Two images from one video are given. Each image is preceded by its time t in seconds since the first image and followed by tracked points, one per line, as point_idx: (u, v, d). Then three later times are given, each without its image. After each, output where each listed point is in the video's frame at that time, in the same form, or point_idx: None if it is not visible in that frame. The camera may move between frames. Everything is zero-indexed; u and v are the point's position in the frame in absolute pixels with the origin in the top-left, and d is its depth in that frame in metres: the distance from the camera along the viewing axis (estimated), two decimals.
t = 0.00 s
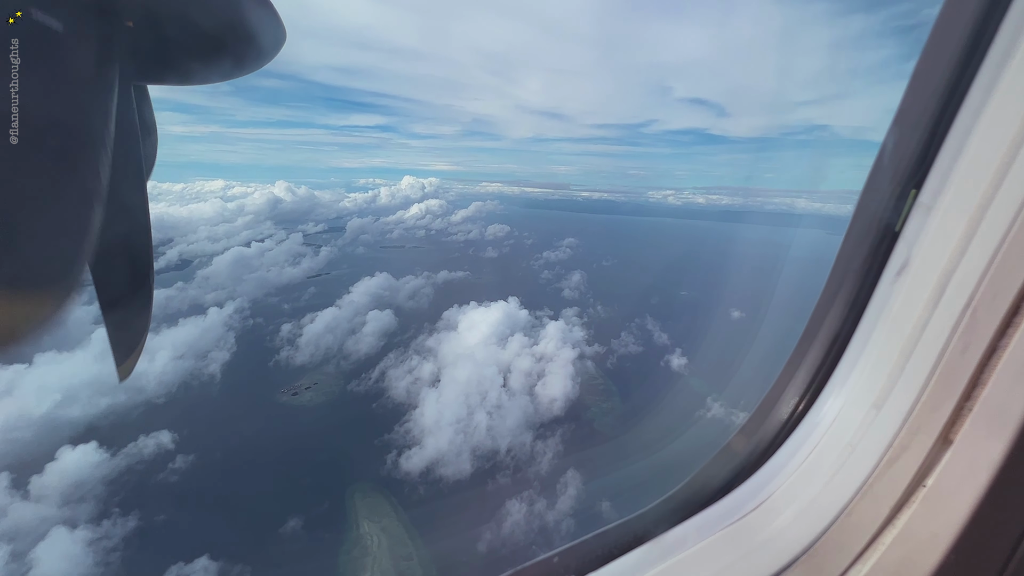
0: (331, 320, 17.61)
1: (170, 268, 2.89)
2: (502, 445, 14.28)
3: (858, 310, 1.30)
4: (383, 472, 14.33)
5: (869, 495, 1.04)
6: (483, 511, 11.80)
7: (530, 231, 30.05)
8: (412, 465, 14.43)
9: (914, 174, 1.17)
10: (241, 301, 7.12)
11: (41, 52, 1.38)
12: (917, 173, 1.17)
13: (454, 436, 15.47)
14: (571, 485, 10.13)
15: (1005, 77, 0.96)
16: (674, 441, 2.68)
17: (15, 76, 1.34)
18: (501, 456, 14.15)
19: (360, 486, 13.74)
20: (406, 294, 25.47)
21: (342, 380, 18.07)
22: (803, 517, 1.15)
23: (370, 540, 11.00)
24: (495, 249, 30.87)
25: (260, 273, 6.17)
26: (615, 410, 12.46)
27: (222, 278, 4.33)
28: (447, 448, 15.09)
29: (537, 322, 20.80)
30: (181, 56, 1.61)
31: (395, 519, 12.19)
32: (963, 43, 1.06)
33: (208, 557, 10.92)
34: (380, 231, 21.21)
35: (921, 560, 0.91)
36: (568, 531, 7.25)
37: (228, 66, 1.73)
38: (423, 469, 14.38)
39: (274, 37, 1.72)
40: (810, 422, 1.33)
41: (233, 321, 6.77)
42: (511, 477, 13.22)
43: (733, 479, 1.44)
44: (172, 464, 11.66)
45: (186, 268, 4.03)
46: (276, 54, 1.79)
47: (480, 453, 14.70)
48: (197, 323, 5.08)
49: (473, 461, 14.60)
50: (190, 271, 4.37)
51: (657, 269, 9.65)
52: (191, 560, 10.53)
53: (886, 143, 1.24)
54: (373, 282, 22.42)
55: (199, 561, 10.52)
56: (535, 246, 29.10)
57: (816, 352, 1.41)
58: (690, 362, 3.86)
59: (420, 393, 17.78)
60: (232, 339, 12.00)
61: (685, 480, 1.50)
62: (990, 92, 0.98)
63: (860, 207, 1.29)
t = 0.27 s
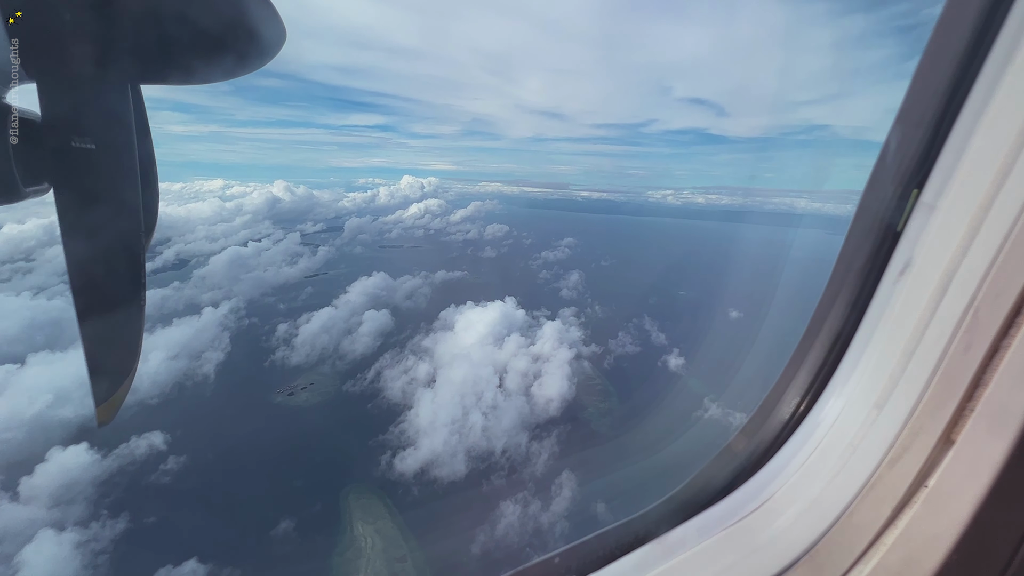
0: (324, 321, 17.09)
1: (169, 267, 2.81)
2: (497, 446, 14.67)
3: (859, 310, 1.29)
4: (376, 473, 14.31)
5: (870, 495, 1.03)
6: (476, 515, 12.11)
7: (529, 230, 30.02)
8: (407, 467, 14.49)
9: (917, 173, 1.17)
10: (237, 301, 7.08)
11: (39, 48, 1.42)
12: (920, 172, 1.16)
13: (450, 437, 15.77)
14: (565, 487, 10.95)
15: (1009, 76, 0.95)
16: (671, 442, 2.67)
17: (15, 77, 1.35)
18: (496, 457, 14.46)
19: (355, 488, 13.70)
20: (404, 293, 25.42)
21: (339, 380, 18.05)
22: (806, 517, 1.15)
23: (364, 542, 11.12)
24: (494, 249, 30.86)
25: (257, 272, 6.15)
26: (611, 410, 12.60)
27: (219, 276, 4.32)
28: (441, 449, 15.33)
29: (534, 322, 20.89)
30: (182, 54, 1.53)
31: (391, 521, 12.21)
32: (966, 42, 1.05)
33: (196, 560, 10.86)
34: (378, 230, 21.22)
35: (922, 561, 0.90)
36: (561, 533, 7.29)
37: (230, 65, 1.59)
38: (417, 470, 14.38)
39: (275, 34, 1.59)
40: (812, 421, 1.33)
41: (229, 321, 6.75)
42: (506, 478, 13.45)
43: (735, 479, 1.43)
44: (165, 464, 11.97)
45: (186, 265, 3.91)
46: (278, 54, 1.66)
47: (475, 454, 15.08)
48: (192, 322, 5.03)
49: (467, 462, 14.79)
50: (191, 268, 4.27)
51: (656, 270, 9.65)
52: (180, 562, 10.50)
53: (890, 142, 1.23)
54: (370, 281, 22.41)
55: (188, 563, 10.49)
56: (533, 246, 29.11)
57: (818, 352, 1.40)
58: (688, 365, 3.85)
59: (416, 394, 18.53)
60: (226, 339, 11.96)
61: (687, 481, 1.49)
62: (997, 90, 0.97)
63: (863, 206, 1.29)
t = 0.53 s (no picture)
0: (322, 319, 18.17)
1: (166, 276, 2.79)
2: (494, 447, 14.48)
3: (859, 311, 1.30)
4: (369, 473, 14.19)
5: (871, 496, 1.04)
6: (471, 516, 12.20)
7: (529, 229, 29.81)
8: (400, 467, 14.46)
9: (918, 175, 1.17)
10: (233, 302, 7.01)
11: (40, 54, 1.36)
12: (920, 174, 1.17)
13: (444, 438, 15.81)
14: (560, 489, 11.70)
15: (1010, 78, 0.96)
16: (668, 443, 2.66)
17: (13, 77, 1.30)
18: (492, 458, 14.42)
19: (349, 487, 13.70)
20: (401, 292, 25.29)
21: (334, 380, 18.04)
22: (808, 517, 1.15)
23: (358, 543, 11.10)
24: (492, 249, 30.86)
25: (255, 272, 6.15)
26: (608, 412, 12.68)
27: (218, 278, 4.31)
28: (436, 450, 15.24)
29: (530, 323, 21.01)
30: (182, 54, 1.52)
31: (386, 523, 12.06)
32: (968, 46, 1.05)
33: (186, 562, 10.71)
34: (376, 230, 21.18)
35: (924, 561, 0.91)
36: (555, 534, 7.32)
37: (230, 64, 1.61)
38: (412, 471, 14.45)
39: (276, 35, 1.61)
40: (812, 422, 1.33)
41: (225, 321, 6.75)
42: (501, 479, 13.77)
43: (736, 479, 1.43)
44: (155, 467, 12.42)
45: (181, 265, 3.83)
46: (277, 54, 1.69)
47: (470, 455, 15.12)
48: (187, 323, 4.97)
49: (463, 464, 14.81)
50: (184, 267, 4.16)
51: (655, 270, 9.66)
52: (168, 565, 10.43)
53: (893, 144, 1.23)
54: (367, 281, 22.38)
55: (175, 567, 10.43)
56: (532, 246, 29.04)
57: (818, 353, 1.41)
58: (687, 367, 3.85)
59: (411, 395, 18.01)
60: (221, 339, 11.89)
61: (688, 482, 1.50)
62: (999, 92, 0.97)
63: (864, 208, 1.29)
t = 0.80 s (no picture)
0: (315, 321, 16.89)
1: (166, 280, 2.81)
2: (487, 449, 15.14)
3: (860, 310, 1.31)
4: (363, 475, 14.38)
5: (871, 496, 1.05)
6: (464, 519, 12.18)
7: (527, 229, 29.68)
8: (395, 470, 14.57)
9: (917, 177, 1.19)
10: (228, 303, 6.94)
11: (42, 53, 1.36)
12: (920, 176, 1.18)
13: (439, 439, 16.01)
14: (555, 491, 11.35)
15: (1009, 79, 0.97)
16: (667, 443, 2.67)
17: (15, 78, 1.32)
18: (485, 460, 14.94)
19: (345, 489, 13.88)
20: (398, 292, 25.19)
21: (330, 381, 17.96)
22: (808, 516, 1.16)
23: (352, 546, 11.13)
24: (490, 249, 30.83)
25: (251, 272, 6.11)
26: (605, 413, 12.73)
27: (215, 278, 4.29)
28: (432, 451, 15.57)
29: (527, 323, 21.15)
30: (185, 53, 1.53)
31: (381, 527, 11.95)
32: (968, 48, 1.06)
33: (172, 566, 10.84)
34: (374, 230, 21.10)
35: (925, 559, 0.91)
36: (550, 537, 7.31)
37: (230, 62, 1.63)
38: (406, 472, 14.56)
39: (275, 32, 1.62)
40: (812, 421, 1.34)
41: (221, 322, 6.72)
42: (496, 480, 14.03)
43: (736, 478, 1.44)
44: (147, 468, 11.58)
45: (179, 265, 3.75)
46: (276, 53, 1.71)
47: (464, 457, 15.38)
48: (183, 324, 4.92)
49: (457, 465, 15.25)
50: (183, 268, 4.06)
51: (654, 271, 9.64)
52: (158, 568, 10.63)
53: (893, 145, 1.24)
54: (364, 281, 22.32)
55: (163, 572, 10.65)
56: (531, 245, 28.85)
57: (818, 353, 1.42)
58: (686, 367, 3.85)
59: (407, 395, 17.83)
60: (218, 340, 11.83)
61: (688, 481, 1.51)
62: (998, 94, 0.99)
63: (863, 209, 1.30)
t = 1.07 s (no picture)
0: (313, 320, 17.01)
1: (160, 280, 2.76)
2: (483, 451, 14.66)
3: (858, 310, 1.31)
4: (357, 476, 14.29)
5: (870, 494, 1.05)
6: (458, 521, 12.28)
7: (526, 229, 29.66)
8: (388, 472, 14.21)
9: (915, 177, 1.19)
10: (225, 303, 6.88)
11: (41, 53, 1.37)
12: (918, 176, 1.19)
13: (434, 441, 15.99)
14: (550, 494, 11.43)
15: (1007, 79, 0.97)
16: (666, 443, 2.66)
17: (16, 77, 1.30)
18: (482, 462, 14.53)
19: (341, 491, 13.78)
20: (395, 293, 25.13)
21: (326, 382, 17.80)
22: (807, 514, 1.17)
23: (349, 546, 11.57)
24: (489, 249, 30.80)
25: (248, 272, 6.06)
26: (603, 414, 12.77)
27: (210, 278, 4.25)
28: (426, 453, 15.44)
29: (525, 324, 21.22)
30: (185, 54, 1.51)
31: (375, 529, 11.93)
32: (966, 47, 1.07)
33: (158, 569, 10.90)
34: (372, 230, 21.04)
35: (923, 558, 0.92)
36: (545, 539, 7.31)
37: (232, 63, 1.58)
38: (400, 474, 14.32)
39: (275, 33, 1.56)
40: (811, 421, 1.35)
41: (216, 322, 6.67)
42: (491, 483, 13.65)
43: (735, 477, 1.45)
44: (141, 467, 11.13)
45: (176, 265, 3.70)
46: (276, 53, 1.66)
47: (459, 458, 15.24)
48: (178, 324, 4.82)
49: (452, 466, 15.02)
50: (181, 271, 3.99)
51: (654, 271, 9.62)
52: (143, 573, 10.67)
53: (891, 145, 1.25)
54: (362, 281, 22.25)
55: None
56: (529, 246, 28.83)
57: (816, 352, 1.43)
58: (684, 369, 3.84)
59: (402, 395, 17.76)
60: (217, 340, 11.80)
61: (686, 480, 1.51)
62: (996, 94, 0.99)
63: (862, 208, 1.30)
